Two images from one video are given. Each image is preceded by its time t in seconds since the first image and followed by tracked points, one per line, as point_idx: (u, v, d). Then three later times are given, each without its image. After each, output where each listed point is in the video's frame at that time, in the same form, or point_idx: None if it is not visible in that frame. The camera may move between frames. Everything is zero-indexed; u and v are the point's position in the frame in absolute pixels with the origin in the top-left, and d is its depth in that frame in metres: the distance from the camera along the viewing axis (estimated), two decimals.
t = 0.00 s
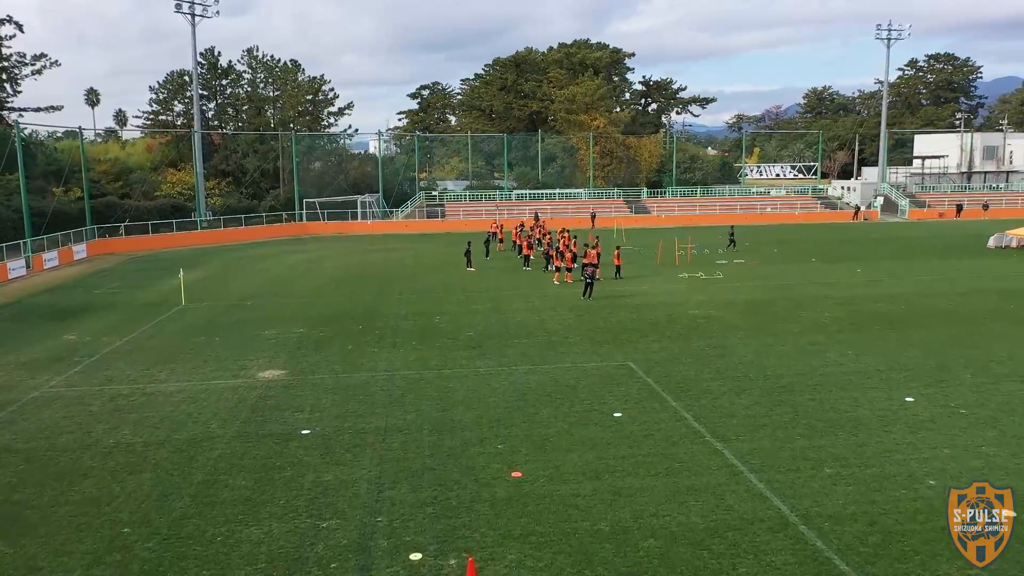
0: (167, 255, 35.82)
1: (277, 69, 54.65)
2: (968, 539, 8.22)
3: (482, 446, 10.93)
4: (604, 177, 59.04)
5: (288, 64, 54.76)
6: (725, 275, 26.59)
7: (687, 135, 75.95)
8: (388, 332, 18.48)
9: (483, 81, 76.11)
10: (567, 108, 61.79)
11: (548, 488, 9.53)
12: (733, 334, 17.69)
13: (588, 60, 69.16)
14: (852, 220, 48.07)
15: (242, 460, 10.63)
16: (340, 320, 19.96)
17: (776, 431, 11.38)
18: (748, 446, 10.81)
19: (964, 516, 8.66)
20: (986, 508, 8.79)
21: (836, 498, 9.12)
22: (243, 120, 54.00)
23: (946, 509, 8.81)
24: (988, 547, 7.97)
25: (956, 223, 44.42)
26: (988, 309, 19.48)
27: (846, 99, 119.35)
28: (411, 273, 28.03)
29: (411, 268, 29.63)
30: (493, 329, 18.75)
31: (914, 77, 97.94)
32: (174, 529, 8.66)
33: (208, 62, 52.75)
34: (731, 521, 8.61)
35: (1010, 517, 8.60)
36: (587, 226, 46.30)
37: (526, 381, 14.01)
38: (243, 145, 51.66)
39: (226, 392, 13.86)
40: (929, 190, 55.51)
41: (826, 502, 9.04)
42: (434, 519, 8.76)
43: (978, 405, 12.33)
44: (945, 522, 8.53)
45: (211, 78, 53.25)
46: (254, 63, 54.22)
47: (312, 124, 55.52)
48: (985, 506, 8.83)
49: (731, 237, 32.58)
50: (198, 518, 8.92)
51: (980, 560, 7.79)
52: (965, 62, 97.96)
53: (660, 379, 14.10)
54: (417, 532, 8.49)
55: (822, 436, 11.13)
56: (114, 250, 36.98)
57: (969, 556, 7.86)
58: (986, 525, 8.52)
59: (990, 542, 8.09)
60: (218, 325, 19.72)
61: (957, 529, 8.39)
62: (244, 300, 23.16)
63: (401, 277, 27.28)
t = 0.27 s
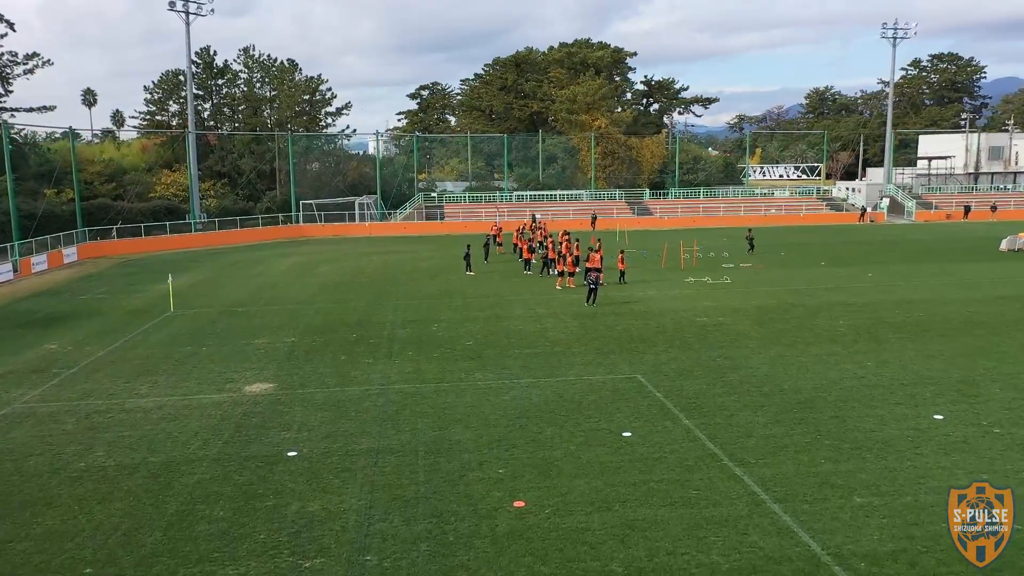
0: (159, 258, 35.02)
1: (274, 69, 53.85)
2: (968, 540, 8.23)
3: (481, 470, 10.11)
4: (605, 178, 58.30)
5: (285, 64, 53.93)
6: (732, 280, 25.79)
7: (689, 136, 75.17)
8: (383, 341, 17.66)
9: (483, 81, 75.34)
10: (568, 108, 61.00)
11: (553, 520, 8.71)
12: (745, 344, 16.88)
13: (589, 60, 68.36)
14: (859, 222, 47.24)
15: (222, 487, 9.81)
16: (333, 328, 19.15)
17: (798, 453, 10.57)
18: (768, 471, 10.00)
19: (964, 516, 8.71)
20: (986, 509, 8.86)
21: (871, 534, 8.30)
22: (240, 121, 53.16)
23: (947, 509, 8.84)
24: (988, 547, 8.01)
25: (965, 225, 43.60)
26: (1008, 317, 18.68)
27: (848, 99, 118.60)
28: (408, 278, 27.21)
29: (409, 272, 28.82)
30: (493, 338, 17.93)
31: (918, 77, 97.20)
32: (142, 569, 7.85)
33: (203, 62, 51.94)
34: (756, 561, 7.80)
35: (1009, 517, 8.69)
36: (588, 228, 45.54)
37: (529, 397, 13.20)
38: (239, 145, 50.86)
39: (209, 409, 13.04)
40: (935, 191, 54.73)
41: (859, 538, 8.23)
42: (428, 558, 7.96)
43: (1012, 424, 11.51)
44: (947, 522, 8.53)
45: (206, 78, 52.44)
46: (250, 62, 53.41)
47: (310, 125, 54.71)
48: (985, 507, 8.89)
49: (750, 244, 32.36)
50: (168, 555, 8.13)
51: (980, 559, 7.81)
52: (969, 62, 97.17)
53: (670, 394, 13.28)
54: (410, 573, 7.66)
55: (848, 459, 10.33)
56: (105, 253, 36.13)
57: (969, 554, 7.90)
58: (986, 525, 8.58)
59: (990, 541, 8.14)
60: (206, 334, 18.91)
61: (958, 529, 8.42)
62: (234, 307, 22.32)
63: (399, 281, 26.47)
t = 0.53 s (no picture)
0: (152, 260, 34.22)
1: (271, 68, 53.04)
2: (969, 539, 8.25)
3: (481, 499, 9.29)
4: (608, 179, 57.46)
5: (282, 63, 53.14)
6: (740, 285, 25.00)
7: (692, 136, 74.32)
8: (378, 351, 16.87)
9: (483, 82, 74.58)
10: (569, 108, 60.19)
11: (560, 558, 7.89)
12: (758, 354, 16.06)
13: (591, 59, 67.54)
14: (866, 224, 46.43)
15: (197, 517, 8.99)
16: (327, 337, 18.34)
17: (824, 478, 9.76)
18: (793, 499, 9.19)
19: (964, 515, 8.70)
20: (986, 508, 8.85)
21: None
22: (236, 121, 52.33)
23: (947, 509, 8.84)
24: (988, 547, 8.03)
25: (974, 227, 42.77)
26: None
27: (851, 100, 117.78)
28: (406, 283, 26.40)
29: (407, 276, 28.01)
30: (493, 348, 17.11)
31: (921, 77, 96.39)
32: None
33: (199, 61, 51.12)
34: None
35: (1009, 516, 8.68)
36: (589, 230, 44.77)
37: (531, 414, 12.39)
38: (235, 146, 50.05)
39: (190, 426, 12.22)
40: (942, 192, 53.91)
41: None
42: None
43: None
44: (946, 522, 8.55)
45: (202, 77, 51.62)
46: (247, 62, 52.60)
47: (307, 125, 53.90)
48: (986, 506, 8.88)
49: (768, 242, 31.58)
50: None
51: (980, 560, 7.84)
52: (974, 62, 96.32)
53: (682, 410, 12.48)
54: None
55: (878, 485, 9.52)
56: (97, 255, 35.31)
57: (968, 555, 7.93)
58: (987, 525, 8.58)
59: (990, 541, 8.14)
60: (194, 342, 18.10)
61: (958, 528, 8.43)
62: (225, 313, 21.51)
63: (396, 286, 25.68)
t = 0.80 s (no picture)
0: (144, 264, 33.40)
1: (267, 68, 52.20)
2: (968, 539, 8.22)
3: (479, 533, 8.47)
4: (609, 181, 56.63)
5: (279, 63, 52.28)
6: (748, 289, 24.21)
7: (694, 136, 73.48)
8: (372, 362, 16.05)
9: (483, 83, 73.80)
10: (570, 108, 59.37)
11: None
12: (772, 364, 15.23)
13: (592, 59, 66.72)
14: (872, 225, 45.62)
15: (167, 555, 8.16)
16: (319, 347, 17.51)
17: (853, 508, 8.95)
18: (822, 533, 8.37)
19: (964, 515, 8.69)
20: (987, 508, 8.81)
21: None
22: (232, 121, 51.46)
23: (947, 509, 8.81)
24: (988, 547, 8.00)
25: (983, 228, 41.98)
26: None
27: (853, 100, 116.99)
28: (402, 287, 25.58)
29: (404, 280, 27.21)
30: (493, 358, 16.27)
31: (924, 77, 95.60)
32: None
33: (194, 60, 50.30)
34: None
35: (1009, 516, 8.66)
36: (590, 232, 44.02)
37: (533, 434, 11.57)
38: (230, 146, 49.23)
39: (167, 447, 11.39)
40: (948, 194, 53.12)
41: None
42: None
43: None
44: (946, 522, 8.53)
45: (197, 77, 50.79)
46: (242, 61, 51.76)
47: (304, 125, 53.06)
48: (986, 506, 8.83)
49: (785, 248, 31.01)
50: None
51: (980, 560, 7.81)
52: (978, 61, 95.51)
53: (695, 429, 11.66)
54: None
55: (912, 516, 8.72)
56: (87, 259, 34.48)
57: (969, 556, 7.88)
58: (987, 524, 8.55)
59: (989, 541, 8.12)
60: (180, 352, 17.27)
61: (958, 528, 8.40)
62: (214, 320, 20.69)
63: (393, 291, 24.88)
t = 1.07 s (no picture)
0: (135, 267, 32.56)
1: (263, 67, 51.37)
2: (969, 539, 8.31)
3: None
4: (611, 182, 55.81)
5: (275, 61, 51.48)
6: (757, 295, 23.42)
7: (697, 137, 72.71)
8: (365, 374, 15.25)
9: (483, 83, 73.06)
10: (571, 108, 58.60)
11: None
12: (788, 377, 14.44)
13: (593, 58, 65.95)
14: (879, 227, 44.84)
15: None
16: (311, 357, 16.69)
17: (890, 545, 8.15)
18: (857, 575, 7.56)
19: (964, 515, 8.79)
20: (986, 509, 8.93)
21: None
22: (227, 121, 50.65)
23: (947, 509, 8.91)
24: (988, 547, 8.09)
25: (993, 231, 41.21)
26: None
27: (855, 100, 116.30)
28: (399, 292, 24.75)
29: (401, 285, 26.39)
30: (492, 369, 15.46)
31: (928, 77, 94.91)
32: None
33: (189, 59, 49.47)
34: None
35: (1009, 517, 8.76)
36: (592, 234, 43.24)
37: (536, 456, 10.75)
38: (226, 147, 48.43)
39: (141, 472, 10.55)
40: (954, 195, 52.34)
41: None
42: None
43: None
44: (947, 522, 8.62)
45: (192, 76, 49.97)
46: (238, 60, 50.94)
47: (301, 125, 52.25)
48: (985, 507, 8.96)
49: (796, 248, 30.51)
50: None
51: (980, 559, 7.88)
52: (981, 61, 94.80)
53: (710, 451, 10.85)
54: None
55: (956, 554, 7.93)
56: (77, 262, 33.65)
57: (969, 555, 7.96)
58: (986, 525, 8.65)
59: (989, 541, 8.20)
60: (164, 362, 16.45)
61: (958, 528, 8.49)
62: (203, 327, 19.87)
63: (390, 296, 24.08)
